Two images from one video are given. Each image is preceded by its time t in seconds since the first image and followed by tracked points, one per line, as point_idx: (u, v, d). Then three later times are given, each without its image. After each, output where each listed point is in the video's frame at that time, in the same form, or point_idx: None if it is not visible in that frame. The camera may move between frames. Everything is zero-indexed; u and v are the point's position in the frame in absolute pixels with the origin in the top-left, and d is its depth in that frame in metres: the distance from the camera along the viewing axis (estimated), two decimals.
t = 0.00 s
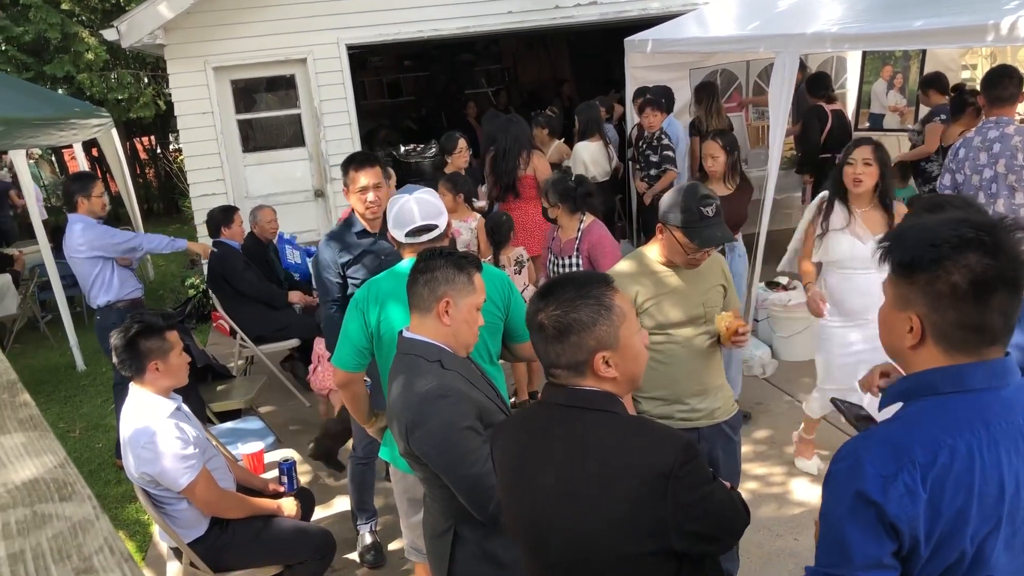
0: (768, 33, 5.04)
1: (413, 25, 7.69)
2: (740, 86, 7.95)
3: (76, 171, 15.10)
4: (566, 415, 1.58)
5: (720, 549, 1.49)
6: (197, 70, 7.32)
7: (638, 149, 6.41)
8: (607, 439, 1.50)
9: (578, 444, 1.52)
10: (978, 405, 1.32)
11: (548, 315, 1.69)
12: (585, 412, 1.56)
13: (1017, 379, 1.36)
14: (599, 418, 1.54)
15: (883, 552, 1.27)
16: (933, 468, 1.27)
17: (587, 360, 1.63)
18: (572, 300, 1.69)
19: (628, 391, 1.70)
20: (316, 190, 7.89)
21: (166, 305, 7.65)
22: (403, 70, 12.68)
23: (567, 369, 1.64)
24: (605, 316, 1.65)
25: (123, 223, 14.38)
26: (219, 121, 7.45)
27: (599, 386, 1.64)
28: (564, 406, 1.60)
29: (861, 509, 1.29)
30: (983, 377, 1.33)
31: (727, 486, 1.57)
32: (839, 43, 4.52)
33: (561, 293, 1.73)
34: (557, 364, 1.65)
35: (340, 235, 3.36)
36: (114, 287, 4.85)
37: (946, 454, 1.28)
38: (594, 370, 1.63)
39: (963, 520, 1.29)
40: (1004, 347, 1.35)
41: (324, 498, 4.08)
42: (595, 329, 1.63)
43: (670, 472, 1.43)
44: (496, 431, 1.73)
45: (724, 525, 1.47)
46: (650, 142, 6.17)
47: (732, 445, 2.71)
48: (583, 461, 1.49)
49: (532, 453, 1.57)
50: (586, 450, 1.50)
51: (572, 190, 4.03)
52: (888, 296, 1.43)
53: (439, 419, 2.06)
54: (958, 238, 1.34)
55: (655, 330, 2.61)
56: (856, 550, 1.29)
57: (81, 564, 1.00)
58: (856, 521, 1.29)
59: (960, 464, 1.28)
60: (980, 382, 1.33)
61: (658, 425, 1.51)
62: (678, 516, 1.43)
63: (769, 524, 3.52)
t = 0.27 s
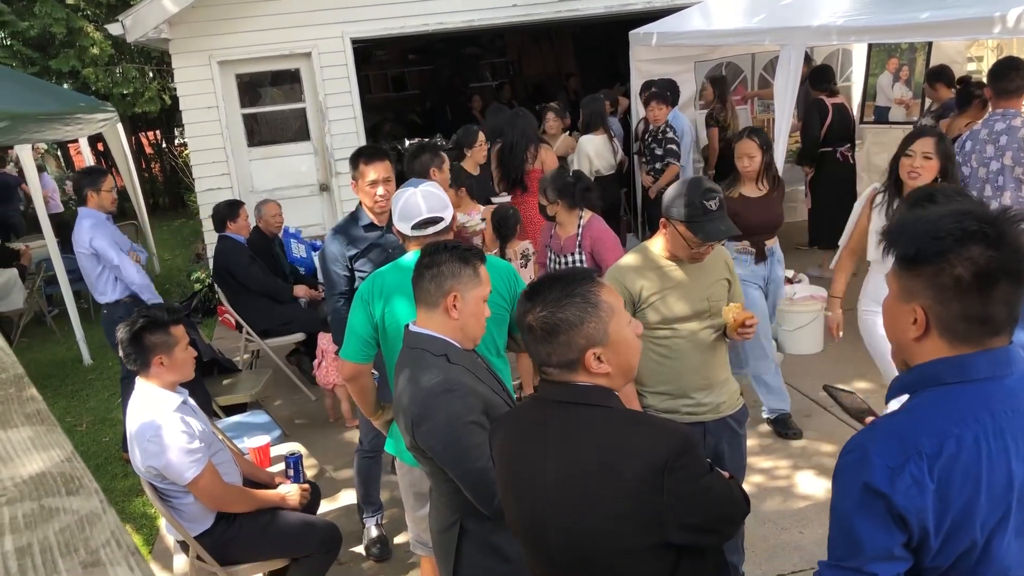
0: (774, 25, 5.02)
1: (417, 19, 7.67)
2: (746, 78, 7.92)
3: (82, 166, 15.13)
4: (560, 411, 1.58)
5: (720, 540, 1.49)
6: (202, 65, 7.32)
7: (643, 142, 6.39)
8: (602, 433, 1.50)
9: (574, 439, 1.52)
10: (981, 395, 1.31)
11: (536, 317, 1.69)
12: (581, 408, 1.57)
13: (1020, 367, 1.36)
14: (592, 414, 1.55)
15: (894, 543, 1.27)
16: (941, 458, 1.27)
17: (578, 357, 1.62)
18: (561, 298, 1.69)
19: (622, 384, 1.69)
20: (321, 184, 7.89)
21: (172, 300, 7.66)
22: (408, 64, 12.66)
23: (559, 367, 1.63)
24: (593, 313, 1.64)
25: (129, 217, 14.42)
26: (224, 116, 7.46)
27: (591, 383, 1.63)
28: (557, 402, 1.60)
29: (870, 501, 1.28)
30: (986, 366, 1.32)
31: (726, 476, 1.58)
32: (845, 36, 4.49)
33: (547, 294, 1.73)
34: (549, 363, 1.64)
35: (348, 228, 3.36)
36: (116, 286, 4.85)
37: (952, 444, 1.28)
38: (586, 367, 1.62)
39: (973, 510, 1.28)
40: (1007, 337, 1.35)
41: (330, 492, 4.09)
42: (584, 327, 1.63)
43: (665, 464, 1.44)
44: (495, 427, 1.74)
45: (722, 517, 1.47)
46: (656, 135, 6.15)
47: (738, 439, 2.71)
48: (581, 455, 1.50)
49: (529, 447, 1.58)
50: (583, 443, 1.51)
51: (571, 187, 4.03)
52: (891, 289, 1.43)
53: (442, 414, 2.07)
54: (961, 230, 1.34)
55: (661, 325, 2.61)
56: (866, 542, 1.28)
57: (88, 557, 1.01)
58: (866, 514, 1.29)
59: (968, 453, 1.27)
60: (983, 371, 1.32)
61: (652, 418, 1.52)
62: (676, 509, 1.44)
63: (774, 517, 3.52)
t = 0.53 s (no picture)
0: (777, 19, 5.00)
1: (419, 13, 7.67)
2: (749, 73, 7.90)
3: (85, 161, 15.14)
4: (551, 409, 1.58)
5: (713, 536, 1.49)
6: (204, 60, 7.32)
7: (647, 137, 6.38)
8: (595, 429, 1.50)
9: (569, 436, 1.52)
10: (998, 382, 1.30)
11: (536, 305, 1.70)
12: (567, 407, 1.57)
13: None
14: (585, 411, 1.54)
15: (916, 530, 1.26)
16: (961, 446, 1.25)
17: (575, 350, 1.63)
18: (559, 291, 1.69)
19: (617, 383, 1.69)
20: (323, 179, 7.89)
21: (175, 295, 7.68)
22: (410, 58, 12.64)
23: (554, 361, 1.64)
24: (591, 305, 1.65)
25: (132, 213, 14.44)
26: (226, 111, 7.46)
27: (585, 378, 1.63)
28: (546, 400, 1.61)
29: (891, 489, 1.27)
30: (1005, 353, 1.31)
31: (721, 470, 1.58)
32: (847, 31, 4.47)
33: (548, 284, 1.73)
34: (546, 357, 1.65)
35: (351, 223, 3.36)
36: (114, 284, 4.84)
37: (972, 431, 1.26)
38: (581, 362, 1.63)
39: (992, 498, 1.26)
40: None
41: (333, 486, 4.11)
42: (581, 320, 1.63)
43: (656, 460, 1.44)
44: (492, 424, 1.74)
45: (716, 511, 1.47)
46: (660, 129, 6.14)
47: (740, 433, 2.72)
48: (577, 450, 1.50)
49: (525, 444, 1.58)
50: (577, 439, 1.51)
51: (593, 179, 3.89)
52: (905, 280, 1.43)
53: (444, 409, 2.07)
54: (978, 217, 1.36)
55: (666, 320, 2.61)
56: (887, 530, 1.28)
57: (93, 550, 1.02)
58: (887, 501, 1.28)
59: (987, 442, 1.26)
60: (1002, 358, 1.31)
61: (644, 415, 1.52)
62: (668, 506, 1.44)
63: (776, 512, 3.53)
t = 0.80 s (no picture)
0: (779, 14, 4.98)
1: (420, 9, 7.67)
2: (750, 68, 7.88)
3: (86, 157, 15.15)
4: (551, 404, 1.59)
5: (710, 533, 1.50)
6: (204, 56, 7.31)
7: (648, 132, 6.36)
8: (592, 425, 1.50)
9: (568, 431, 1.53)
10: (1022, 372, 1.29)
11: (539, 302, 1.67)
12: (566, 402, 1.57)
13: None
14: (584, 407, 1.54)
15: (939, 517, 1.24)
16: (987, 433, 1.24)
17: (585, 340, 1.63)
18: (562, 285, 1.68)
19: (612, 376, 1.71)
20: (324, 175, 7.89)
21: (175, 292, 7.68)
22: (410, 54, 12.63)
23: (562, 356, 1.62)
24: (596, 297, 1.66)
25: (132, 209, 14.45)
26: (226, 107, 7.45)
27: (590, 371, 1.64)
28: (545, 395, 1.61)
29: (916, 476, 1.25)
30: None
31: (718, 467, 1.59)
32: (848, 26, 4.47)
33: (550, 278, 1.70)
34: (553, 353, 1.63)
35: (351, 219, 3.36)
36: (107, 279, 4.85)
37: (999, 419, 1.25)
38: (591, 352, 1.63)
39: (1015, 486, 1.26)
40: None
41: (334, 483, 4.11)
42: (587, 310, 1.64)
43: (653, 455, 1.44)
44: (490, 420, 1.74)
45: (712, 507, 1.48)
46: (660, 125, 6.13)
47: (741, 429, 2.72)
48: (575, 446, 1.50)
49: (524, 438, 1.58)
50: (575, 433, 1.51)
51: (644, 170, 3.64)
52: (930, 276, 1.39)
53: (445, 405, 2.07)
54: None
55: (668, 316, 2.60)
56: (912, 516, 1.25)
57: (95, 548, 1.02)
58: (912, 487, 1.25)
59: (1011, 431, 1.25)
60: None
61: (645, 411, 1.52)
62: (666, 502, 1.44)
63: (776, 507, 3.53)
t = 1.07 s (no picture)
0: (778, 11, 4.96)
1: (418, 6, 7.66)
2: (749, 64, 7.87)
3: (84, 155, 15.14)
4: (548, 401, 1.59)
5: (712, 527, 1.50)
6: (202, 53, 7.30)
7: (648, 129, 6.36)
8: (589, 422, 1.50)
9: (567, 426, 1.53)
10: None
11: (540, 296, 1.67)
12: (564, 398, 1.57)
13: None
14: (582, 402, 1.55)
15: (959, 511, 1.24)
16: (1005, 425, 1.25)
17: (585, 334, 1.63)
18: (562, 281, 1.68)
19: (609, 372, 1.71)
20: (323, 172, 7.89)
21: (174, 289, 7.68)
22: (409, 51, 12.62)
23: (562, 351, 1.61)
24: (596, 291, 1.67)
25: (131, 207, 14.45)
26: (225, 104, 7.45)
27: (590, 366, 1.64)
28: (543, 392, 1.61)
29: (935, 469, 1.24)
30: None
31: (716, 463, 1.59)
32: (847, 22, 4.45)
33: (550, 274, 1.70)
34: (555, 347, 1.62)
35: (350, 215, 3.36)
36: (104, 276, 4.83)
37: (1014, 411, 1.26)
38: (591, 346, 1.64)
39: None
40: None
41: (333, 480, 4.12)
42: (588, 303, 1.64)
43: (653, 449, 1.45)
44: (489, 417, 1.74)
45: (713, 501, 1.48)
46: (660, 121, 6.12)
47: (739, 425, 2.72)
48: (571, 442, 1.50)
49: (521, 435, 1.59)
50: (573, 429, 1.51)
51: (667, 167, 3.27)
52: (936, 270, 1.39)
53: (442, 404, 2.07)
54: None
55: (666, 312, 2.60)
56: (932, 510, 1.25)
57: (94, 546, 1.02)
58: (932, 477, 1.25)
59: None
60: None
61: (644, 406, 1.52)
62: (668, 495, 1.45)
63: (775, 503, 3.54)
